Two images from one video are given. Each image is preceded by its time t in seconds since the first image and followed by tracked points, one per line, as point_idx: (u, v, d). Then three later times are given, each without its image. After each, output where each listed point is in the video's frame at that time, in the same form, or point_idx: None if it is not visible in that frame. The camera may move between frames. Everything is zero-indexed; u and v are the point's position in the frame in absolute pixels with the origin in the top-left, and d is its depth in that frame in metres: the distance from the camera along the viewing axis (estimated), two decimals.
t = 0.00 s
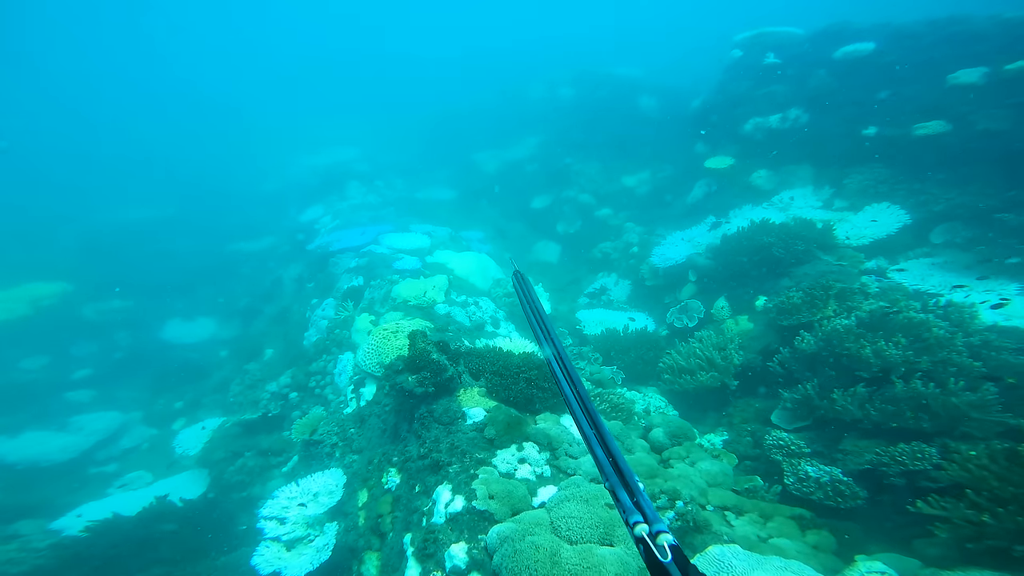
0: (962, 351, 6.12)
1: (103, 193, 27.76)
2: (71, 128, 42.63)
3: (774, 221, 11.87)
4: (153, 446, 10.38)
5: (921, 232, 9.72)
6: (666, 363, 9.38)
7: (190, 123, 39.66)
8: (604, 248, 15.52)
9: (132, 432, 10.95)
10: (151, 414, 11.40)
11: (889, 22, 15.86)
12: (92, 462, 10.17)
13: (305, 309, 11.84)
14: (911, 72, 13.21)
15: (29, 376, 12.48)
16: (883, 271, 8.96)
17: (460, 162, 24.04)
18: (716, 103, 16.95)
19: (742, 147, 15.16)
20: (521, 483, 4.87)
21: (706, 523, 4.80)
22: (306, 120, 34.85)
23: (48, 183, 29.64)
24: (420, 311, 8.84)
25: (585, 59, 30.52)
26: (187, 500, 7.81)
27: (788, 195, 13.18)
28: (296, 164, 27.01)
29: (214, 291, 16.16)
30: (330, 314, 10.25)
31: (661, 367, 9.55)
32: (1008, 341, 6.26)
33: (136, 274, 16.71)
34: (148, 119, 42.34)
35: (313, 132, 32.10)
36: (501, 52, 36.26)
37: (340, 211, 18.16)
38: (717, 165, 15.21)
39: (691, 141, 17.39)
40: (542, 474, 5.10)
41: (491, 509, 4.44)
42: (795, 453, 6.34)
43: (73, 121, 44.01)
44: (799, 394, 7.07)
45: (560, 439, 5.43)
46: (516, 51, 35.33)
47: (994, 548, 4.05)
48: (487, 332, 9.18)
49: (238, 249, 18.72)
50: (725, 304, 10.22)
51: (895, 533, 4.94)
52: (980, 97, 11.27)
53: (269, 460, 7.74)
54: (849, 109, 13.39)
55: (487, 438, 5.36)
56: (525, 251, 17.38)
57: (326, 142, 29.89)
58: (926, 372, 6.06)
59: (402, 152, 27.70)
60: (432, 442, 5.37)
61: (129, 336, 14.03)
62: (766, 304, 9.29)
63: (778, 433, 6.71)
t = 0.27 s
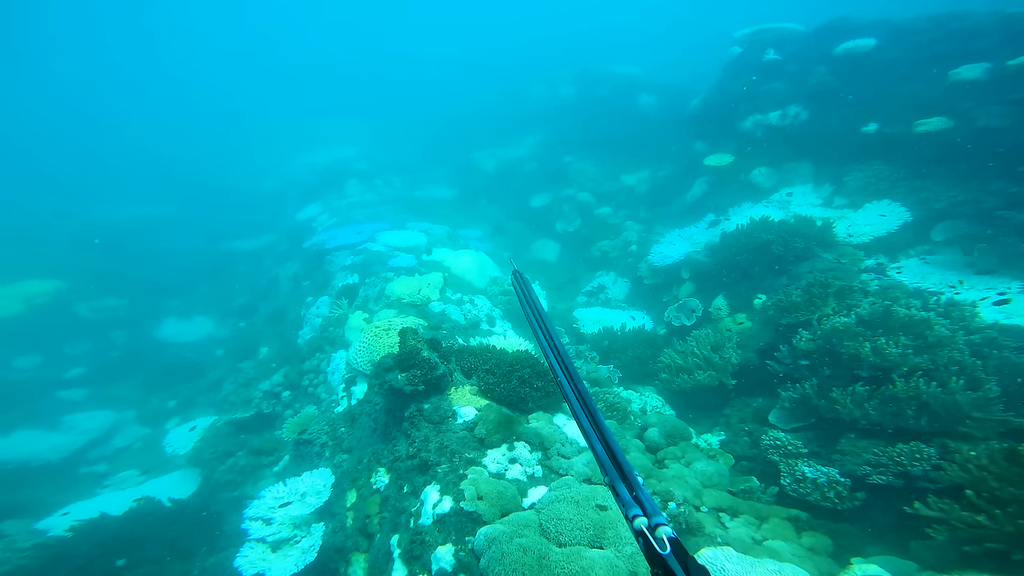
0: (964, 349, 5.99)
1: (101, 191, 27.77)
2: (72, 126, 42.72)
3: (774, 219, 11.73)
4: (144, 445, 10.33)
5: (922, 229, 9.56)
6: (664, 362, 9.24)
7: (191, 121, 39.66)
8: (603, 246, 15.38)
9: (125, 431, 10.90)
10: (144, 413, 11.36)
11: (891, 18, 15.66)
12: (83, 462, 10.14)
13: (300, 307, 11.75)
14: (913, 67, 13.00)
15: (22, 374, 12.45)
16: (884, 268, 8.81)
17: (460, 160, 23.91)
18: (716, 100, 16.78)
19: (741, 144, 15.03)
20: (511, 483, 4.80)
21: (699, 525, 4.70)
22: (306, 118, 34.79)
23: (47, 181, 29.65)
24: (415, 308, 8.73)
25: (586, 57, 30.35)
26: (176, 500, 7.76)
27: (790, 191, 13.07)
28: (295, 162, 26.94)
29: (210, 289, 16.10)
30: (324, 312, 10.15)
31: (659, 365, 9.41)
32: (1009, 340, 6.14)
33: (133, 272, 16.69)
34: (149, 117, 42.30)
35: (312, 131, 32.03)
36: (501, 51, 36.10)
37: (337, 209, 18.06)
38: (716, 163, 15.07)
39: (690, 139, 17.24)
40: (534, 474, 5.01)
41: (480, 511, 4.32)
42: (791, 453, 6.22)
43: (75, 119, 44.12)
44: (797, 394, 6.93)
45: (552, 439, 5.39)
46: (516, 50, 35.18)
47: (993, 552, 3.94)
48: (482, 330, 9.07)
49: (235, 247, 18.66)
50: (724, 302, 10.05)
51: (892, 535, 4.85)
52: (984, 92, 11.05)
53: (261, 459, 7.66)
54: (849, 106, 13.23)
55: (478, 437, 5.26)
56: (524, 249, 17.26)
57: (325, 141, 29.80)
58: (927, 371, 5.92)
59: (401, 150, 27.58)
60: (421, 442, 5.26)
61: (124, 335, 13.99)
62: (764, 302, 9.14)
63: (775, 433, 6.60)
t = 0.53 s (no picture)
0: (960, 352, 5.90)
1: (98, 193, 27.75)
2: (71, 126, 42.73)
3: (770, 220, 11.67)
4: (130, 450, 10.27)
5: (918, 231, 9.49)
6: (658, 365, 9.11)
7: (189, 121, 39.61)
8: (599, 248, 15.30)
9: (112, 436, 10.86)
10: (133, 416, 11.29)
11: (888, 18, 15.57)
12: (68, 467, 10.12)
13: (292, 309, 11.65)
14: (910, 68, 12.90)
15: (12, 376, 12.36)
16: (880, 270, 8.72)
17: (457, 161, 23.82)
18: (712, 101, 16.68)
19: (738, 146, 14.97)
20: (496, 489, 4.67)
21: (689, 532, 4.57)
22: (304, 119, 34.72)
23: (44, 182, 29.66)
24: (406, 310, 8.63)
25: (584, 58, 30.28)
26: (160, 504, 7.66)
27: (786, 192, 12.98)
28: (292, 163, 26.90)
29: (204, 290, 15.99)
30: (315, 313, 10.04)
31: (653, 368, 9.29)
32: (1005, 344, 6.07)
33: (127, 274, 16.65)
34: (147, 116, 42.22)
35: (309, 131, 31.95)
36: (499, 51, 36.00)
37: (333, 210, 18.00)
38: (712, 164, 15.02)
39: (687, 140, 17.15)
40: (521, 480, 4.90)
41: (463, 518, 4.21)
42: (784, 458, 6.11)
43: (74, 119, 44.18)
44: (791, 397, 6.79)
45: (540, 443, 5.29)
46: (514, 50, 35.08)
47: (985, 562, 3.86)
48: (474, 332, 8.96)
49: (230, 248, 18.59)
50: (719, 304, 9.90)
51: (885, 543, 4.75)
52: (981, 92, 10.94)
53: (247, 464, 7.60)
54: (846, 107, 13.14)
55: (464, 441, 5.15)
56: (520, 250, 17.17)
57: (322, 141, 29.74)
58: (922, 374, 5.81)
59: (398, 151, 27.49)
60: (406, 446, 5.17)
61: (116, 337, 13.89)
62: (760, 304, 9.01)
63: (768, 437, 6.48)
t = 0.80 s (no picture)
0: (978, 354, 5.68)
1: (104, 192, 27.93)
2: (76, 125, 43.04)
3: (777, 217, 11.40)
4: (132, 448, 10.26)
5: (932, 228, 9.19)
6: (660, 365, 8.87)
7: (194, 121, 39.78)
8: (601, 246, 15.08)
9: (113, 433, 10.88)
10: (135, 414, 11.30)
11: (901, 10, 15.12)
12: (70, 465, 10.11)
13: (291, 308, 11.59)
14: (923, 61, 12.53)
15: (16, 374, 12.41)
16: (891, 268, 8.42)
17: (459, 159, 23.68)
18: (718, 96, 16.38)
19: (744, 142, 14.67)
20: (490, 494, 4.54)
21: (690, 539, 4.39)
22: (307, 118, 34.73)
23: (53, 182, 30.07)
24: (403, 309, 8.52)
25: (588, 55, 30.00)
26: (157, 503, 7.63)
27: (793, 189, 12.68)
28: (295, 162, 26.92)
29: (206, 289, 16.00)
30: (313, 312, 9.96)
31: (655, 369, 9.06)
32: None
33: (130, 272, 16.71)
34: (153, 116, 42.61)
35: (313, 131, 31.99)
36: (503, 49, 35.79)
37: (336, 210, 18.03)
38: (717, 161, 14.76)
39: (692, 136, 16.86)
40: (515, 484, 4.77)
41: (452, 524, 4.07)
42: (790, 462, 5.91)
43: (80, 119, 44.48)
44: (798, 399, 6.56)
45: (535, 446, 5.13)
46: (518, 48, 34.84)
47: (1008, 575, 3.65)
48: (473, 331, 8.81)
49: (233, 247, 18.61)
50: (723, 304, 9.63)
51: (900, 553, 4.54)
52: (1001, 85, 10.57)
53: (243, 463, 7.54)
54: (856, 101, 12.80)
55: (457, 444, 5.02)
56: (522, 248, 16.99)
57: (325, 140, 29.72)
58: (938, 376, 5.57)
59: (400, 149, 27.38)
60: (397, 449, 5.06)
61: (118, 335, 13.92)
62: (765, 303, 8.74)
63: (773, 440, 6.28)
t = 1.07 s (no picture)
0: (989, 357, 5.45)
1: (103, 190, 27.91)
2: (80, 125, 43.23)
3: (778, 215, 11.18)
4: (124, 448, 10.17)
5: (939, 227, 8.94)
6: (658, 367, 8.66)
7: (195, 121, 39.85)
8: (600, 245, 14.87)
9: (106, 433, 10.79)
10: (128, 414, 11.21)
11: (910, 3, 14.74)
12: (63, 464, 10.04)
13: (285, 307, 11.46)
14: (931, 55, 12.21)
15: (10, 373, 12.35)
16: (897, 268, 8.16)
17: (458, 157, 23.50)
18: (720, 93, 16.12)
19: (746, 139, 14.43)
20: (476, 503, 4.37)
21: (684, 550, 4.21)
22: (307, 117, 34.65)
23: (54, 180, 30.12)
24: (395, 309, 8.35)
25: (589, 52, 29.73)
26: (145, 506, 7.53)
27: (796, 186, 12.42)
28: (294, 161, 26.84)
29: (202, 287, 15.90)
30: (306, 311, 9.82)
31: (652, 371, 8.84)
32: None
33: (127, 271, 16.64)
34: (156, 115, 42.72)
35: (313, 129, 31.90)
36: (504, 47, 35.50)
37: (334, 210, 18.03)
38: (718, 159, 14.53)
39: (694, 134, 16.60)
40: (502, 492, 4.60)
41: (433, 535, 3.90)
42: (789, 467, 5.72)
43: (83, 118, 44.64)
44: (799, 402, 6.34)
45: (524, 452, 4.95)
46: (519, 46, 34.54)
47: None
48: (466, 332, 8.63)
49: (231, 245, 18.54)
50: (723, 304, 9.39)
51: (904, 564, 4.35)
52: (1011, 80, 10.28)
53: (232, 466, 7.50)
54: (861, 98, 12.52)
55: (442, 450, 4.85)
56: (521, 247, 16.79)
57: (324, 139, 29.61)
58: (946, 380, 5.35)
59: (400, 147, 27.21)
60: (380, 455, 4.91)
61: (114, 334, 13.85)
62: (765, 304, 8.50)
63: (773, 444, 6.08)
